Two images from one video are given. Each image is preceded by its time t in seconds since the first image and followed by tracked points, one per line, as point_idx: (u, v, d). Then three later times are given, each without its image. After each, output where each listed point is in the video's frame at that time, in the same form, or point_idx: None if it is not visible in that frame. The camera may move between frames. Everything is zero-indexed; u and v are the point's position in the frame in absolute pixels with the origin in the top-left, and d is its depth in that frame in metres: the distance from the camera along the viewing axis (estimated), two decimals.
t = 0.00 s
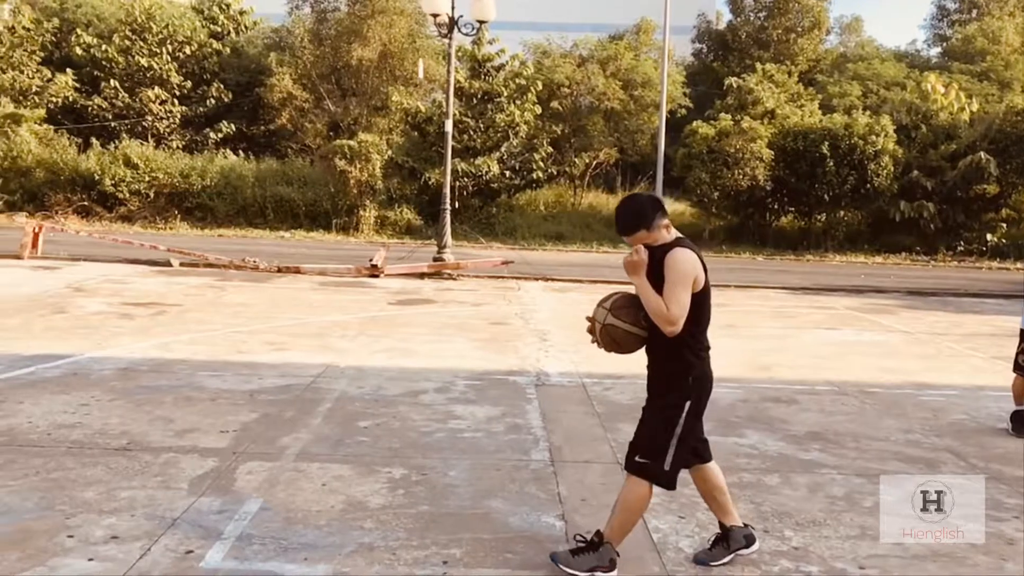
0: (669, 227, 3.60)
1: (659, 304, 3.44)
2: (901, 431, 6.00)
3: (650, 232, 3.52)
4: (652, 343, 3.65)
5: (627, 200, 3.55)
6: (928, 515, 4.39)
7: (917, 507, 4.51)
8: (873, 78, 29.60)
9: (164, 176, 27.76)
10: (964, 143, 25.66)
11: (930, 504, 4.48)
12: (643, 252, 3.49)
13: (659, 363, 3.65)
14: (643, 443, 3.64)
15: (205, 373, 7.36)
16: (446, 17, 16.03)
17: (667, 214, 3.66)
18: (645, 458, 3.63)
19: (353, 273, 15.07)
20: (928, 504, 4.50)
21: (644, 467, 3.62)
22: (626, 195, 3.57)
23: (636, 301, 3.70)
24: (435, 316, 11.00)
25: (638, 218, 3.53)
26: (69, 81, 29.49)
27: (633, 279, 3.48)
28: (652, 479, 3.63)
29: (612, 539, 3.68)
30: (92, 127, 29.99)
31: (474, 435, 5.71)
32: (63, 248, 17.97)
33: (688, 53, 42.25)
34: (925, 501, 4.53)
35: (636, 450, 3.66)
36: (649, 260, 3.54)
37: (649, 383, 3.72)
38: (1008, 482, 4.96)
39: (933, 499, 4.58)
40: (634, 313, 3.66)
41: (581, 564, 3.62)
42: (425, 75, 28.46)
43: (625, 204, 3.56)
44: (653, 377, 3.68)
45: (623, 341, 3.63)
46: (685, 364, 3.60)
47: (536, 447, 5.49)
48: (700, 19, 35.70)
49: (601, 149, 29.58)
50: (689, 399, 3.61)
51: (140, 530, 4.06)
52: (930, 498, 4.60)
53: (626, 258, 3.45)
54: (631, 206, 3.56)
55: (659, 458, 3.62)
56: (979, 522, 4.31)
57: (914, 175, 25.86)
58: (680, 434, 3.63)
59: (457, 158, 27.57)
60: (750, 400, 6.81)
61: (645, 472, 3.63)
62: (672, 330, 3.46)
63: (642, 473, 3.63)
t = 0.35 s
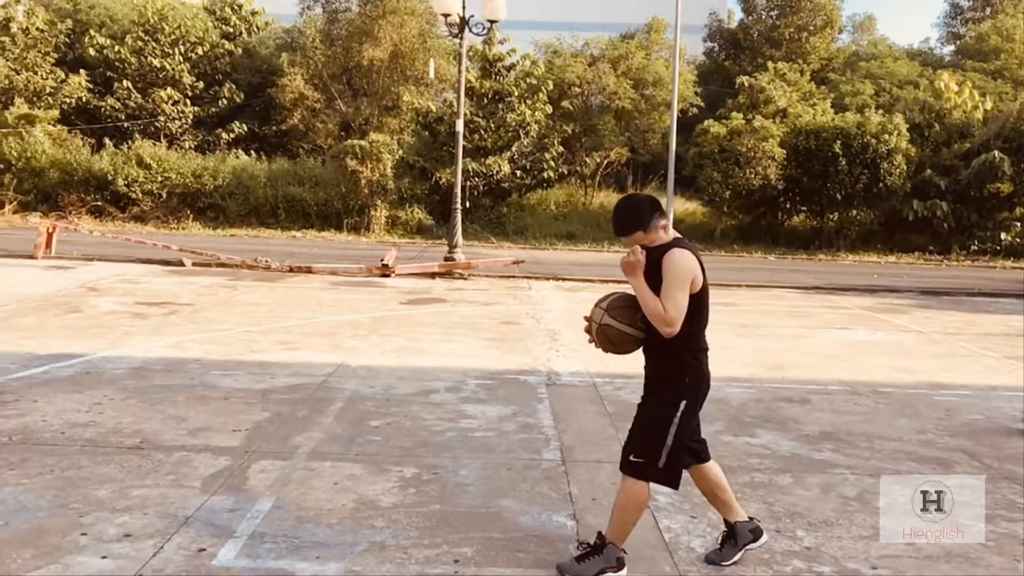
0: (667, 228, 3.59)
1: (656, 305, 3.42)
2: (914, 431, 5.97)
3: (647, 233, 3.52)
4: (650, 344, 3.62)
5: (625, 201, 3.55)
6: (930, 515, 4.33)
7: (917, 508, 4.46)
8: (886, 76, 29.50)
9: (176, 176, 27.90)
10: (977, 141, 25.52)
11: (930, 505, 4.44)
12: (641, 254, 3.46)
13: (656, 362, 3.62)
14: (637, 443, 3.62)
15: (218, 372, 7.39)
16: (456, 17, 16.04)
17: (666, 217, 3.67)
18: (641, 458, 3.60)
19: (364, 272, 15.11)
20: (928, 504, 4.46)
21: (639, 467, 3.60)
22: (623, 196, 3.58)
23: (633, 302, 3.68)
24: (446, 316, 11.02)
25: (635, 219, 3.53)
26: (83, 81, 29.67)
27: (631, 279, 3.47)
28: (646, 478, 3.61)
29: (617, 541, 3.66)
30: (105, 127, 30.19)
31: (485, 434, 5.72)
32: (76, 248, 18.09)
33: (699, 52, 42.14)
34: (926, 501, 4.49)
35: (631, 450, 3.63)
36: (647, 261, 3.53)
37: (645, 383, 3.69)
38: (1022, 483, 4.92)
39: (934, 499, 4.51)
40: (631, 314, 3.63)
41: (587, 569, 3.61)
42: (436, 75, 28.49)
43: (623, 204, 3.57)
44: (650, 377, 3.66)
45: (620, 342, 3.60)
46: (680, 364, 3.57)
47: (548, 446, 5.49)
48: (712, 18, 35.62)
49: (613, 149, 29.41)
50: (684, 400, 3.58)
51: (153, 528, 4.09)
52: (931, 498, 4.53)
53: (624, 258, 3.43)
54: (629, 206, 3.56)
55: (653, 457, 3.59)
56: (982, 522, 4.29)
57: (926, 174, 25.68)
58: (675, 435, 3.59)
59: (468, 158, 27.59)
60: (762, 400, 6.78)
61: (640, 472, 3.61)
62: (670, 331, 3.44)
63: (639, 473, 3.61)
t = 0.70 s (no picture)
0: (663, 226, 3.58)
1: (652, 304, 3.42)
2: (928, 431, 5.94)
3: (642, 233, 3.52)
4: (646, 342, 3.62)
5: (620, 200, 3.55)
6: (930, 515, 4.29)
7: (917, 507, 4.40)
8: (899, 75, 29.34)
9: (189, 177, 28.04)
10: (992, 140, 25.35)
11: (929, 504, 4.38)
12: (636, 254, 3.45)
13: (651, 361, 3.61)
14: (633, 441, 3.61)
15: (230, 372, 7.42)
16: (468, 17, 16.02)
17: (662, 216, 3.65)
18: (636, 455, 3.60)
19: (376, 272, 15.15)
20: (927, 504, 4.40)
21: (635, 465, 3.60)
22: (618, 196, 3.57)
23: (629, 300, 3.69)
24: (458, 315, 11.03)
25: (630, 219, 3.53)
26: (97, 82, 29.86)
27: (626, 278, 3.46)
28: (642, 475, 3.61)
29: (625, 540, 3.65)
30: (119, 127, 30.40)
31: (497, 434, 5.72)
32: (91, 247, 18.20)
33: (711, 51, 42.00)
34: (925, 501, 4.44)
35: (627, 447, 3.63)
36: (643, 260, 3.52)
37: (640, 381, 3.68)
38: None
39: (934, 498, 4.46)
40: (626, 312, 3.64)
41: (598, 570, 3.61)
42: (448, 75, 28.53)
43: (619, 204, 3.56)
44: (645, 375, 3.64)
45: (616, 339, 3.62)
46: (676, 361, 3.55)
47: (559, 446, 5.49)
48: (723, 16, 35.51)
49: (624, 148, 29.40)
50: (680, 397, 3.55)
51: (167, 526, 4.11)
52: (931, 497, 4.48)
53: (619, 258, 3.43)
54: (624, 205, 3.55)
55: (649, 455, 3.59)
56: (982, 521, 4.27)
57: (941, 172, 25.48)
58: (672, 431, 3.58)
59: (479, 158, 27.61)
60: (775, 400, 6.75)
61: (636, 470, 3.60)
62: (666, 329, 3.43)
63: (636, 470, 3.60)
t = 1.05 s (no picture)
0: (658, 223, 3.57)
1: (647, 302, 3.40)
2: (940, 431, 5.91)
3: (637, 230, 3.51)
4: (642, 341, 3.61)
5: (615, 198, 3.54)
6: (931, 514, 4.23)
7: (916, 508, 4.34)
8: (911, 73, 29.23)
9: (200, 177, 28.17)
10: (1004, 139, 25.19)
11: (929, 504, 4.31)
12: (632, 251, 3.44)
13: (648, 360, 3.59)
14: (634, 442, 3.59)
15: (241, 371, 7.44)
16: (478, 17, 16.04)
17: (657, 213, 3.64)
18: (637, 457, 3.59)
19: (386, 272, 15.19)
20: (927, 504, 4.32)
21: (636, 466, 3.59)
22: (613, 193, 3.56)
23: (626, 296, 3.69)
24: (468, 315, 11.04)
25: (625, 216, 3.51)
26: (109, 83, 30.02)
27: (622, 276, 3.45)
28: (644, 475, 3.60)
29: (634, 539, 3.65)
30: (131, 128, 30.59)
31: (507, 433, 5.73)
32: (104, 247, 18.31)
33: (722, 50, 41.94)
34: (925, 500, 4.36)
35: (628, 449, 3.61)
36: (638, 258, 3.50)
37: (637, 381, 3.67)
38: None
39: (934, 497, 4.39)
40: (622, 309, 3.65)
41: (609, 570, 3.60)
42: (458, 74, 28.58)
43: (614, 201, 3.55)
44: (642, 374, 3.62)
45: (613, 336, 3.62)
46: (673, 360, 3.54)
47: (569, 445, 5.49)
48: (734, 15, 35.44)
49: (634, 148, 29.35)
50: (678, 395, 3.55)
51: (179, 525, 4.13)
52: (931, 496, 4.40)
53: (614, 256, 3.42)
54: (619, 203, 3.54)
55: (650, 455, 3.58)
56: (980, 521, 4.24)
57: (952, 171, 25.37)
58: (671, 429, 3.57)
59: (489, 158, 27.65)
60: (786, 399, 6.72)
61: (638, 471, 3.59)
62: (663, 327, 3.42)
63: (638, 472, 3.59)
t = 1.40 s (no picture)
0: (654, 219, 3.55)
1: (643, 298, 3.39)
2: (953, 431, 5.88)
3: (633, 225, 3.50)
4: (640, 338, 3.60)
5: (612, 193, 3.54)
6: (931, 515, 4.23)
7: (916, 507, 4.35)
8: (924, 72, 29.06)
9: (212, 177, 28.26)
10: (1018, 138, 25.01)
11: (930, 504, 4.32)
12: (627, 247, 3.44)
13: (647, 359, 3.58)
14: (639, 444, 3.59)
15: (253, 370, 7.47)
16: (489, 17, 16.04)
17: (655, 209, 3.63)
18: (644, 460, 3.58)
19: (397, 271, 15.22)
20: (927, 504, 4.33)
21: (643, 470, 3.58)
22: (609, 189, 3.56)
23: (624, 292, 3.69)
24: (479, 314, 11.04)
25: (621, 212, 3.51)
26: (121, 83, 30.14)
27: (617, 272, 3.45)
28: (651, 477, 3.60)
29: (645, 540, 3.65)
30: (143, 128, 30.77)
31: (517, 432, 5.73)
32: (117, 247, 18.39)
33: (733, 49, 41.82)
34: (925, 499, 4.37)
35: (634, 453, 3.61)
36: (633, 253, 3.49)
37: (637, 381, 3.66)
38: None
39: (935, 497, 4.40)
40: (618, 304, 3.64)
41: (619, 570, 3.60)
42: (469, 74, 28.60)
43: (610, 198, 3.55)
44: (643, 374, 3.61)
45: (609, 332, 3.62)
46: (672, 358, 3.53)
47: (579, 445, 5.49)
48: (745, 14, 35.32)
49: (645, 147, 29.29)
50: (679, 393, 3.54)
51: (191, 523, 4.15)
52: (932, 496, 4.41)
53: (609, 251, 3.42)
54: (615, 200, 3.54)
55: (656, 457, 3.58)
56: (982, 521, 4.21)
57: (966, 171, 25.23)
58: (675, 428, 3.57)
59: (500, 157, 27.66)
60: (798, 399, 6.70)
61: (646, 474, 3.59)
62: (659, 324, 3.41)
63: (645, 475, 3.59)
